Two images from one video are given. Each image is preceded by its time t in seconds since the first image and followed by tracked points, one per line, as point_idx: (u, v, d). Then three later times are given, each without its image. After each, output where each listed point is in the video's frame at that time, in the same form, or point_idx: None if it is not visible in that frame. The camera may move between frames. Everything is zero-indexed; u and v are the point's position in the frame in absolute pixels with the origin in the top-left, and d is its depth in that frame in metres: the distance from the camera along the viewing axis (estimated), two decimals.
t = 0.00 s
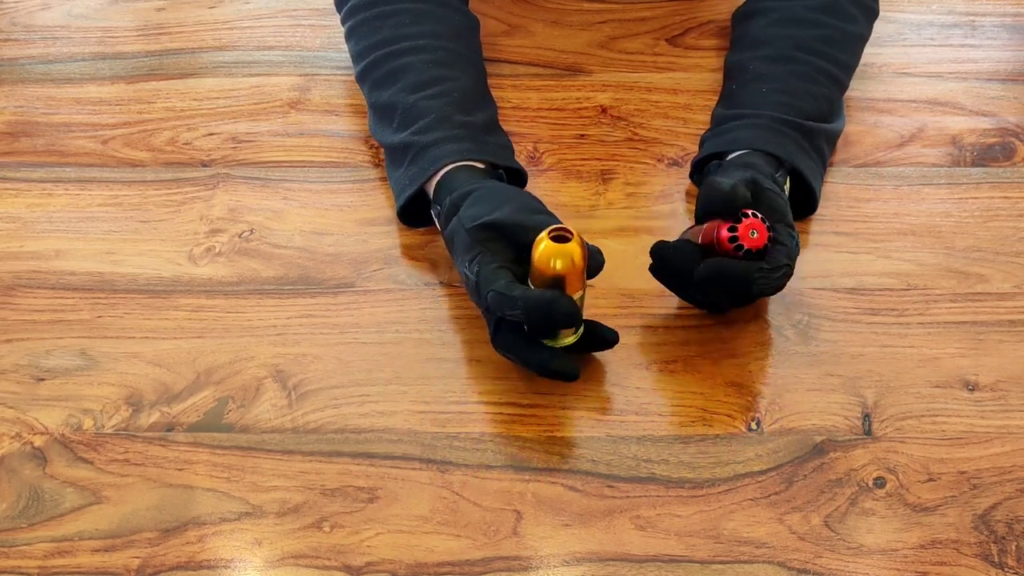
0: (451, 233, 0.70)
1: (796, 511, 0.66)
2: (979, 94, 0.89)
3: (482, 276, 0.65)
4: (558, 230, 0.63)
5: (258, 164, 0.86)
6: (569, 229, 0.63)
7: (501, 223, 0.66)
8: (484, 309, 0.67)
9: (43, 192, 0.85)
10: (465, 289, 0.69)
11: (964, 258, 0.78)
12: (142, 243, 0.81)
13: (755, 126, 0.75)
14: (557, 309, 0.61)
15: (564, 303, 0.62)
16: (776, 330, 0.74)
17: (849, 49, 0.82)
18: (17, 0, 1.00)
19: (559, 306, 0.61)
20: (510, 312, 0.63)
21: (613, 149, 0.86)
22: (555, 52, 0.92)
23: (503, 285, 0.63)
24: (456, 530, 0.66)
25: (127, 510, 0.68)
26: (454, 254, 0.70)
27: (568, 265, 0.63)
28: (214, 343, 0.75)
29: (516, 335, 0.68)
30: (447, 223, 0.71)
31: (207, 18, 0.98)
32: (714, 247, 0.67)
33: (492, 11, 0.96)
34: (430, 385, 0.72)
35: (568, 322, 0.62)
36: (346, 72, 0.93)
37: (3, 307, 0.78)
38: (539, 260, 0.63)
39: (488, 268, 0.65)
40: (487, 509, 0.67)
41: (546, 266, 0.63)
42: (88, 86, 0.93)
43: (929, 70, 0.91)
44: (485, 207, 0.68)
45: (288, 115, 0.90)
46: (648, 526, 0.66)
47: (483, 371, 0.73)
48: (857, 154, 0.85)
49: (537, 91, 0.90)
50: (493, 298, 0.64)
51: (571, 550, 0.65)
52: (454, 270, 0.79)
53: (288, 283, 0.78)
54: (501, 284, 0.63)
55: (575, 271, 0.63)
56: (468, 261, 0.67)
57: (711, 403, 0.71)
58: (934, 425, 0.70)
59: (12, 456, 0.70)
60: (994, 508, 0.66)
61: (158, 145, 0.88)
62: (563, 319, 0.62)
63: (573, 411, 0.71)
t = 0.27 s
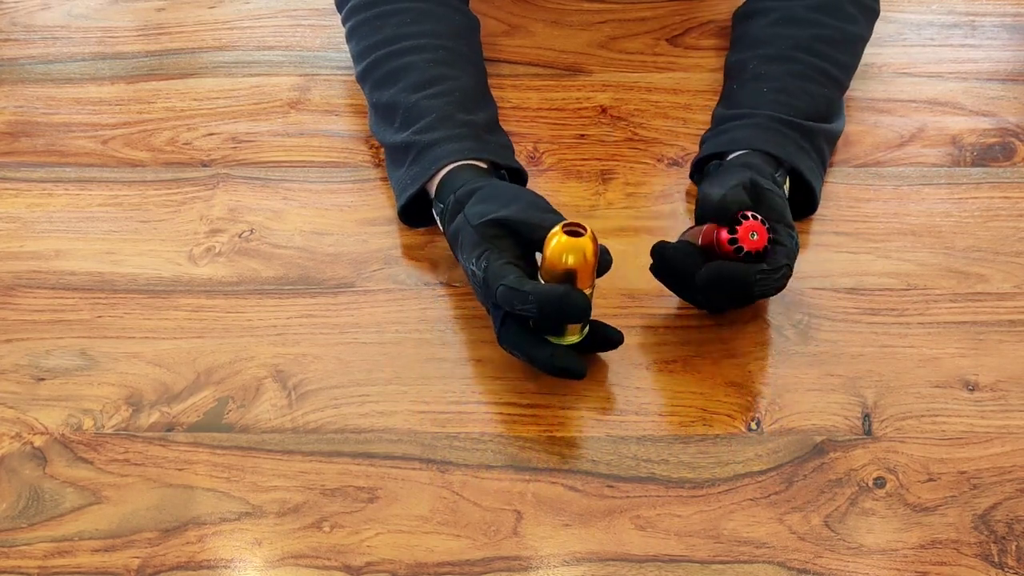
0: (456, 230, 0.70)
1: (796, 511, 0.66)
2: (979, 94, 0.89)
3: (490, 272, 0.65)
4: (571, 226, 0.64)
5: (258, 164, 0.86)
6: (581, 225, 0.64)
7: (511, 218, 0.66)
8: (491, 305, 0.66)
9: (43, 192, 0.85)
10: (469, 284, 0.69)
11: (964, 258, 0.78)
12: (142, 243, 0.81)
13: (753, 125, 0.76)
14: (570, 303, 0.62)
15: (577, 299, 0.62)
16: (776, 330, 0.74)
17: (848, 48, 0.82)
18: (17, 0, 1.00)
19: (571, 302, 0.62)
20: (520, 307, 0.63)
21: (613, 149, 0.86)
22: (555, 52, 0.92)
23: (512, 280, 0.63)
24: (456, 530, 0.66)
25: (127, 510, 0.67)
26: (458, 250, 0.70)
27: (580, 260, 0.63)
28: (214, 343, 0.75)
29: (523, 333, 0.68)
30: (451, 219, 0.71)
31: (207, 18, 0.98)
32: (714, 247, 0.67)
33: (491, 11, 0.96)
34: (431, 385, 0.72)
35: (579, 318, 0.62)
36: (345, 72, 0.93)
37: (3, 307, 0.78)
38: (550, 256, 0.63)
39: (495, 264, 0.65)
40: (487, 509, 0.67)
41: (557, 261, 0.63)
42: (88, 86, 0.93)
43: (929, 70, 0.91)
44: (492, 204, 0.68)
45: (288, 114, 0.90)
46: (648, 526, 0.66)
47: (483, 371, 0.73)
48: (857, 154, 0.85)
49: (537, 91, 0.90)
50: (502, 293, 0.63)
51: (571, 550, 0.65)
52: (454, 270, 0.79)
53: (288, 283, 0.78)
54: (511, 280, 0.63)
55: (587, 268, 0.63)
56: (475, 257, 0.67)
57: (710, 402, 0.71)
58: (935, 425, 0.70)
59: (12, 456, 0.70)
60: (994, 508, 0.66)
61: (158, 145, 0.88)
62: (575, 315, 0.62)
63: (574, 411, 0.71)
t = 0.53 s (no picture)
0: (456, 232, 0.70)
1: (796, 511, 0.66)
2: (979, 94, 0.89)
3: (488, 274, 0.65)
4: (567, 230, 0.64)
5: (258, 164, 0.86)
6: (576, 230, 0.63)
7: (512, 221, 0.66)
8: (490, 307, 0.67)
9: (43, 192, 0.85)
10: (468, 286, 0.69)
11: (964, 258, 0.78)
12: (142, 243, 0.81)
13: (749, 125, 0.76)
14: (568, 309, 0.62)
15: (573, 305, 0.62)
16: (776, 330, 0.74)
17: (846, 48, 0.81)
18: None
19: (568, 308, 0.62)
20: (518, 311, 0.63)
21: (613, 149, 0.86)
22: (555, 52, 0.92)
23: (510, 284, 0.63)
24: (456, 530, 0.66)
25: (127, 510, 0.68)
26: (457, 251, 0.70)
27: (576, 265, 0.63)
28: (214, 343, 0.75)
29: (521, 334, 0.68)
30: (450, 221, 0.71)
31: (206, 18, 0.98)
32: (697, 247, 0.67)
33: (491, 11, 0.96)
34: (430, 385, 0.72)
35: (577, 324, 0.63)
36: (345, 72, 0.93)
37: (3, 307, 0.78)
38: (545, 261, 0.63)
39: (494, 266, 0.65)
40: (487, 509, 0.67)
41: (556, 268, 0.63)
42: (88, 86, 0.93)
43: (929, 70, 0.91)
44: (491, 207, 0.68)
45: (288, 114, 0.90)
46: (648, 526, 0.66)
47: (483, 371, 0.73)
48: (857, 154, 0.85)
49: (537, 91, 0.90)
50: (501, 298, 0.63)
51: (571, 550, 0.65)
52: (454, 269, 0.79)
53: (288, 283, 0.78)
54: (509, 284, 0.63)
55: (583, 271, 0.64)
56: (474, 260, 0.67)
57: (710, 402, 0.71)
58: (935, 425, 0.70)
59: (12, 456, 0.70)
60: (994, 508, 0.66)
61: (158, 145, 0.88)
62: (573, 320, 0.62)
63: (574, 411, 0.71)
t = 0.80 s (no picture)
0: (459, 232, 0.70)
1: (796, 511, 0.66)
2: (979, 94, 0.89)
3: (495, 281, 0.66)
4: (568, 246, 0.64)
5: (258, 164, 0.86)
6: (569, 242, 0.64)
7: (512, 218, 0.65)
8: (497, 308, 0.67)
9: (43, 192, 0.85)
10: (473, 285, 0.70)
11: (964, 258, 0.78)
12: (142, 243, 0.81)
13: (749, 125, 0.76)
14: (575, 320, 0.63)
15: (581, 318, 0.63)
16: (775, 329, 0.74)
17: (848, 47, 0.81)
18: None
19: (575, 321, 0.63)
20: (527, 320, 0.64)
21: (613, 149, 0.86)
22: (555, 52, 0.92)
23: (519, 293, 0.64)
24: (456, 530, 0.66)
25: (127, 510, 0.68)
26: (461, 251, 0.70)
27: (571, 281, 0.63)
28: (215, 343, 0.75)
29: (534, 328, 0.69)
30: (454, 222, 0.71)
31: (206, 18, 0.98)
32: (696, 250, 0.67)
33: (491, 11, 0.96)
34: (430, 385, 0.72)
35: (584, 333, 0.64)
36: (345, 72, 0.93)
37: (3, 307, 0.78)
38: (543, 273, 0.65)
39: (500, 272, 0.65)
40: (487, 509, 0.67)
41: (556, 282, 0.64)
42: (88, 86, 0.93)
43: (929, 70, 0.91)
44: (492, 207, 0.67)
45: (288, 114, 0.90)
46: (648, 525, 0.66)
47: (483, 371, 0.73)
48: (857, 154, 0.85)
49: (537, 91, 0.90)
50: (509, 306, 0.64)
51: (571, 550, 0.65)
52: (454, 269, 0.79)
53: (288, 282, 0.78)
54: (517, 294, 0.64)
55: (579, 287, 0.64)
56: (480, 263, 0.67)
57: (710, 402, 0.71)
58: (935, 425, 0.70)
59: (13, 456, 0.70)
60: (994, 508, 0.66)
61: (158, 145, 0.88)
62: (580, 329, 0.64)
63: (574, 411, 0.71)
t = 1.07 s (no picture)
0: (465, 228, 0.70)
1: (796, 511, 0.66)
2: (979, 94, 0.89)
3: (505, 278, 0.65)
4: (574, 246, 0.64)
5: (258, 164, 0.86)
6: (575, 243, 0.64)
7: (526, 216, 0.65)
8: (503, 304, 0.67)
9: (43, 192, 0.85)
10: (479, 279, 0.70)
11: (964, 258, 0.78)
12: (142, 243, 0.81)
13: (748, 125, 0.76)
14: (585, 322, 0.63)
15: (592, 320, 0.64)
16: (775, 329, 0.74)
17: (848, 47, 0.81)
18: None
19: (586, 324, 0.63)
20: (536, 318, 0.64)
21: (613, 149, 0.86)
22: (555, 52, 0.92)
23: (530, 291, 0.64)
24: (456, 530, 0.66)
25: (127, 510, 0.68)
26: (467, 247, 0.70)
27: (577, 281, 0.63)
28: (215, 342, 0.75)
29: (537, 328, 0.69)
30: (461, 217, 0.71)
31: (206, 18, 0.98)
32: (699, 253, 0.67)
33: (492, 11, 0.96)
34: (430, 385, 0.72)
35: (592, 334, 0.64)
36: (345, 72, 0.93)
37: (3, 307, 0.78)
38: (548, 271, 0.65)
39: (511, 269, 0.65)
40: (487, 509, 0.67)
41: (559, 281, 0.64)
42: (88, 86, 0.93)
43: (929, 70, 0.91)
44: (504, 205, 0.67)
45: (288, 114, 0.90)
46: (648, 526, 0.66)
47: (483, 371, 0.73)
48: (857, 154, 0.85)
49: (537, 92, 0.90)
50: (519, 303, 0.64)
51: (571, 550, 0.65)
52: (454, 269, 0.79)
53: (288, 282, 0.78)
54: (528, 291, 0.64)
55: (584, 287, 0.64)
56: (488, 260, 0.67)
57: (710, 402, 0.71)
58: (935, 425, 0.70)
59: (13, 456, 0.70)
60: (994, 508, 0.66)
61: (158, 145, 0.88)
62: (589, 332, 0.64)
63: (574, 411, 0.71)
